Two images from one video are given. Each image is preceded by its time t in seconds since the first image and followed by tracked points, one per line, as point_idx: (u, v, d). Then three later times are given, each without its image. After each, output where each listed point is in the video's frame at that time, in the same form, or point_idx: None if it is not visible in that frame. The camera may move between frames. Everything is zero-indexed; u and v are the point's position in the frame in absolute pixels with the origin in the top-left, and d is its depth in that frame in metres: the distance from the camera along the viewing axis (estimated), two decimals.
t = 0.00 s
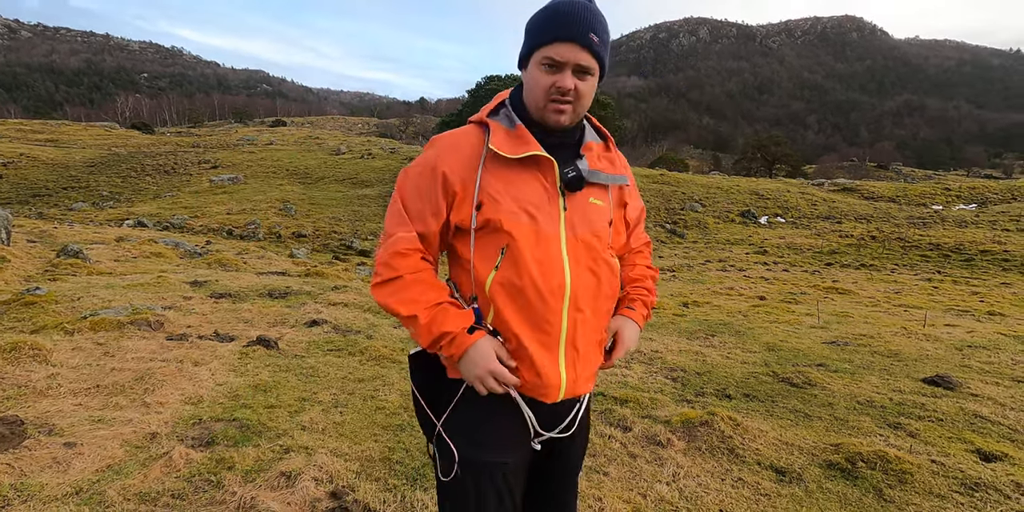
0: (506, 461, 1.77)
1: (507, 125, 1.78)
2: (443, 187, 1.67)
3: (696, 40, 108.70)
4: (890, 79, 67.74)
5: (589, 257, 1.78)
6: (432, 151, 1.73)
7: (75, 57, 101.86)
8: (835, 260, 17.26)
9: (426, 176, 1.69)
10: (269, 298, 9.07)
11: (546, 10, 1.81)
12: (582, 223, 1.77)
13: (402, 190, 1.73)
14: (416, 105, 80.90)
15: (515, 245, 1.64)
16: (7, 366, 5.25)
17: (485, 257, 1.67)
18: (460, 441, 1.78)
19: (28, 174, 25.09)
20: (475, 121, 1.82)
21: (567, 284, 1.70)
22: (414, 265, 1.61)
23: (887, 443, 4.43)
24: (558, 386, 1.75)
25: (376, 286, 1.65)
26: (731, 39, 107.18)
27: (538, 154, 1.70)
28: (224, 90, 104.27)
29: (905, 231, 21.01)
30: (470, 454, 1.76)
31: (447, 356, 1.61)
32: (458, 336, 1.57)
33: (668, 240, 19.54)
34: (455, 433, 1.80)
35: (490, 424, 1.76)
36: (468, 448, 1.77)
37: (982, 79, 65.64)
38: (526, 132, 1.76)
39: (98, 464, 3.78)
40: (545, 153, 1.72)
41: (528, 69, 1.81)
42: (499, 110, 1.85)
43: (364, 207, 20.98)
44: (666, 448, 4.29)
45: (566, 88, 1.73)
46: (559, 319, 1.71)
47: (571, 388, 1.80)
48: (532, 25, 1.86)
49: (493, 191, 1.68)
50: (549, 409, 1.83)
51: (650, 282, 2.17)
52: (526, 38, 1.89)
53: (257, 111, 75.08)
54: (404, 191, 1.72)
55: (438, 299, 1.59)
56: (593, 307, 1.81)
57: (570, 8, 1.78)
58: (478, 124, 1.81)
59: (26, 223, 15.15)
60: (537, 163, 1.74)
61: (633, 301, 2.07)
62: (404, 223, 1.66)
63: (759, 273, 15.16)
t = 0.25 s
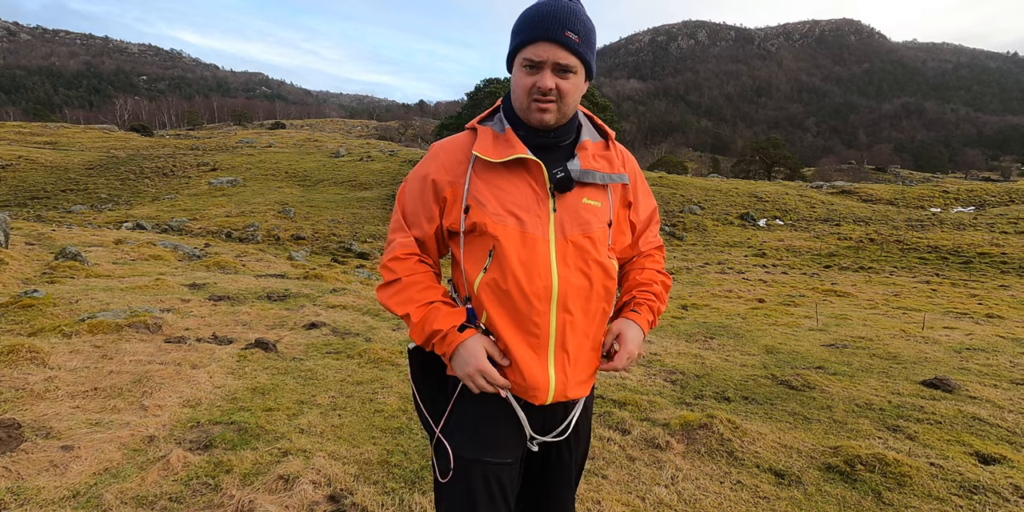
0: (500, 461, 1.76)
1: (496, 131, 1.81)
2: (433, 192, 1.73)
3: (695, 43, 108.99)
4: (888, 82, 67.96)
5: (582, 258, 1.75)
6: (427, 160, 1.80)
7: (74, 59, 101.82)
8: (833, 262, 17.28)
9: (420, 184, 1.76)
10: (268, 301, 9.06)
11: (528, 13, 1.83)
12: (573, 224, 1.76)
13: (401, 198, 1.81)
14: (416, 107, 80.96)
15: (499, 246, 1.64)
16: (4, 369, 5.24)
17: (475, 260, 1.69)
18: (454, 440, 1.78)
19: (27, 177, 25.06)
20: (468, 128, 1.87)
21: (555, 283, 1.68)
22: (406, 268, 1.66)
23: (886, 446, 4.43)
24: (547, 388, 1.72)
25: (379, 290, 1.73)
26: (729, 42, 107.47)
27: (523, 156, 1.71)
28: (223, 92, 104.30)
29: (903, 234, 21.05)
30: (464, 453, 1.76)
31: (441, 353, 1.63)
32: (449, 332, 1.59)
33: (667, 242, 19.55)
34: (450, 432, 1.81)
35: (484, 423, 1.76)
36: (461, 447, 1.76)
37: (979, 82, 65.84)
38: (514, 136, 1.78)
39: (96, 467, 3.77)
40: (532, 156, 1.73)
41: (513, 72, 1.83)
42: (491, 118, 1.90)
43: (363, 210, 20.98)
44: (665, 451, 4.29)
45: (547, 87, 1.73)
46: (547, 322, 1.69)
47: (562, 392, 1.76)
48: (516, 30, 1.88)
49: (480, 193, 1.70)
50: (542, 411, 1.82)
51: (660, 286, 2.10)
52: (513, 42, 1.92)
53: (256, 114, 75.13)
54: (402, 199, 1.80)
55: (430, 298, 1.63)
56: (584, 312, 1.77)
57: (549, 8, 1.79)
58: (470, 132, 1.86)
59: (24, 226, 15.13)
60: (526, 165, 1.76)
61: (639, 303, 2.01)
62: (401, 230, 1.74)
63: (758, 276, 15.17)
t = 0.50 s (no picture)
0: (493, 466, 1.77)
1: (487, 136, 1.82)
2: (428, 200, 1.71)
3: (690, 48, 109.55)
4: (881, 87, 68.46)
5: (575, 262, 1.77)
6: (420, 167, 1.77)
7: (69, 63, 101.51)
8: (828, 266, 17.35)
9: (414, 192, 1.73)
10: (262, 306, 9.02)
11: (514, 20, 1.84)
12: (566, 227, 1.77)
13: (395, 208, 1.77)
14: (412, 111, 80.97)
15: (496, 251, 1.64)
16: None
17: (469, 265, 1.68)
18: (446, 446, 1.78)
19: (20, 181, 24.91)
20: (458, 134, 1.87)
21: (551, 286, 1.69)
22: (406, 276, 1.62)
23: (880, 449, 4.44)
24: (544, 391, 1.72)
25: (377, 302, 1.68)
26: (724, 47, 108.09)
27: (516, 160, 1.71)
28: (218, 96, 104.13)
29: (897, 237, 21.16)
30: (456, 459, 1.76)
31: (447, 367, 1.60)
32: (457, 344, 1.57)
33: (663, 246, 19.59)
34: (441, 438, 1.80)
35: (476, 428, 1.76)
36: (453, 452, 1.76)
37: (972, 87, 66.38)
38: (506, 140, 1.79)
39: (89, 473, 3.74)
40: (526, 160, 1.74)
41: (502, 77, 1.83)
42: (481, 124, 1.89)
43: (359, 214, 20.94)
44: (661, 455, 4.29)
45: (538, 91, 1.74)
46: (543, 324, 1.70)
47: (559, 394, 1.76)
48: (503, 36, 1.89)
49: (476, 198, 1.69)
50: (533, 415, 1.83)
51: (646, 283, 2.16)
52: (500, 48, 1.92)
53: (252, 118, 75.04)
54: (396, 208, 1.76)
55: (435, 309, 1.59)
56: (579, 312, 1.79)
57: (536, 13, 1.81)
58: (460, 137, 1.86)
59: (17, 230, 15.02)
60: (518, 170, 1.76)
61: (628, 301, 2.07)
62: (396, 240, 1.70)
63: (753, 280, 15.22)
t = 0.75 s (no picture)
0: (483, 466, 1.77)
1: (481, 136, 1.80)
2: (423, 199, 1.67)
3: (687, 49, 109.81)
4: (876, 88, 68.75)
5: (568, 265, 1.79)
6: (412, 164, 1.72)
7: (63, 63, 101.07)
8: (824, 267, 17.40)
9: (407, 190, 1.68)
10: (258, 307, 8.99)
11: (515, 19, 1.83)
12: (559, 230, 1.79)
13: (384, 205, 1.71)
14: (408, 112, 80.87)
15: (494, 254, 1.64)
16: None
17: (463, 267, 1.67)
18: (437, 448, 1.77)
19: (14, 182, 24.77)
20: (449, 131, 1.84)
21: (546, 289, 1.70)
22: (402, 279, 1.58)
23: (875, 449, 4.46)
24: (535, 393, 1.76)
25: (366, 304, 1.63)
26: (720, 48, 108.37)
27: (512, 163, 1.72)
28: (214, 97, 103.87)
29: (892, 238, 21.26)
30: (447, 461, 1.75)
31: (445, 371, 1.59)
32: (457, 350, 1.56)
33: (660, 247, 19.62)
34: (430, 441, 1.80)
35: (466, 428, 1.77)
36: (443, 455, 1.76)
37: (966, 88, 66.76)
38: (500, 141, 1.80)
39: (83, 475, 3.72)
40: (521, 163, 1.75)
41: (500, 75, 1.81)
42: (473, 122, 1.87)
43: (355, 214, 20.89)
44: (657, 455, 4.29)
45: (536, 94, 1.74)
46: (537, 327, 1.72)
47: (549, 395, 1.80)
48: (501, 34, 1.87)
49: (472, 200, 1.68)
50: (523, 414, 1.84)
51: (619, 285, 2.25)
52: (495, 45, 1.90)
53: (248, 119, 74.86)
54: (386, 205, 1.71)
55: (432, 313, 1.57)
56: (570, 314, 1.81)
57: (537, 16, 1.81)
58: (453, 134, 1.83)
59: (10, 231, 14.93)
60: (512, 172, 1.77)
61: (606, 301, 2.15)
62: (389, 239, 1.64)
63: (749, 280, 15.25)
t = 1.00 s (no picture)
0: (470, 469, 1.77)
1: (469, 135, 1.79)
2: (412, 199, 1.65)
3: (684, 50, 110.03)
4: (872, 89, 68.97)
5: (555, 267, 1.80)
6: (400, 162, 1.69)
7: (60, 63, 100.74)
8: (820, 267, 17.44)
9: (395, 188, 1.66)
10: (255, 307, 8.97)
11: (507, 19, 1.83)
12: (547, 231, 1.80)
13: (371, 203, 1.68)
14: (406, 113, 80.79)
15: (482, 257, 1.65)
16: None
17: (452, 269, 1.66)
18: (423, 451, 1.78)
19: (9, 182, 24.67)
20: (437, 129, 1.82)
21: (534, 292, 1.72)
22: (391, 281, 1.57)
23: (871, 449, 4.47)
24: (522, 394, 1.78)
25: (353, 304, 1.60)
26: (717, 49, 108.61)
27: (501, 164, 1.73)
28: (211, 97, 103.61)
29: (889, 238, 21.32)
30: (433, 464, 1.76)
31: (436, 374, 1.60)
32: (449, 352, 1.57)
33: (657, 247, 19.65)
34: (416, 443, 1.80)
35: (452, 430, 1.77)
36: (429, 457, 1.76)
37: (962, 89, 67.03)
38: (489, 141, 1.79)
39: (79, 477, 3.71)
40: (510, 164, 1.75)
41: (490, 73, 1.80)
42: (462, 121, 1.86)
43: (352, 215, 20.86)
44: (654, 456, 4.30)
45: (526, 96, 1.74)
46: (525, 329, 1.73)
47: (535, 396, 1.83)
48: (492, 33, 1.86)
49: (461, 201, 1.68)
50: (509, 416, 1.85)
51: (601, 282, 2.29)
52: (485, 45, 1.89)
53: (245, 118, 74.67)
54: (373, 204, 1.68)
55: (422, 316, 1.56)
56: (557, 315, 1.83)
57: (529, 16, 1.81)
58: (441, 133, 1.81)
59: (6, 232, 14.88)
60: (500, 173, 1.77)
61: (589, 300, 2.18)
62: (376, 238, 1.61)
63: (746, 280, 15.29)
